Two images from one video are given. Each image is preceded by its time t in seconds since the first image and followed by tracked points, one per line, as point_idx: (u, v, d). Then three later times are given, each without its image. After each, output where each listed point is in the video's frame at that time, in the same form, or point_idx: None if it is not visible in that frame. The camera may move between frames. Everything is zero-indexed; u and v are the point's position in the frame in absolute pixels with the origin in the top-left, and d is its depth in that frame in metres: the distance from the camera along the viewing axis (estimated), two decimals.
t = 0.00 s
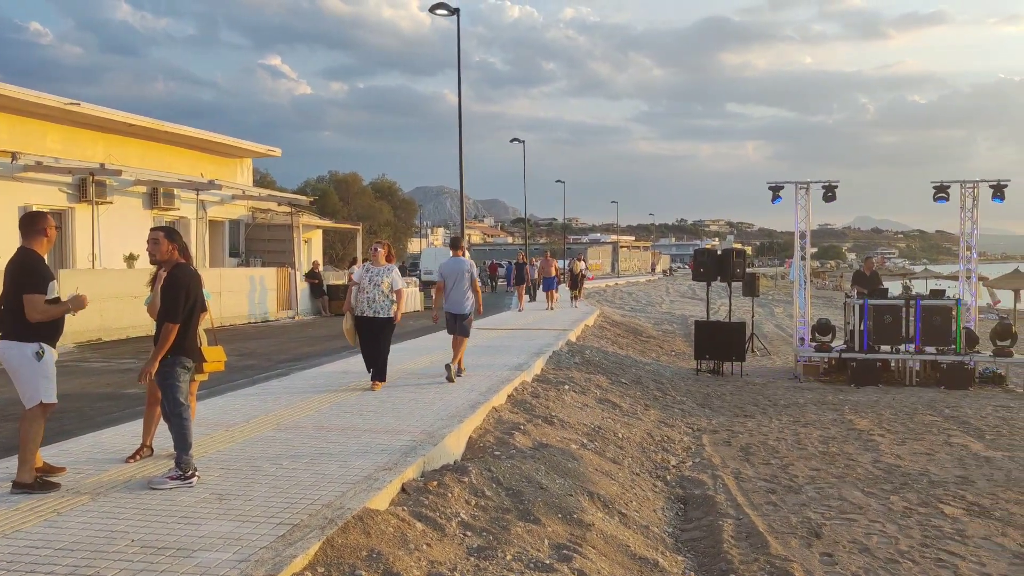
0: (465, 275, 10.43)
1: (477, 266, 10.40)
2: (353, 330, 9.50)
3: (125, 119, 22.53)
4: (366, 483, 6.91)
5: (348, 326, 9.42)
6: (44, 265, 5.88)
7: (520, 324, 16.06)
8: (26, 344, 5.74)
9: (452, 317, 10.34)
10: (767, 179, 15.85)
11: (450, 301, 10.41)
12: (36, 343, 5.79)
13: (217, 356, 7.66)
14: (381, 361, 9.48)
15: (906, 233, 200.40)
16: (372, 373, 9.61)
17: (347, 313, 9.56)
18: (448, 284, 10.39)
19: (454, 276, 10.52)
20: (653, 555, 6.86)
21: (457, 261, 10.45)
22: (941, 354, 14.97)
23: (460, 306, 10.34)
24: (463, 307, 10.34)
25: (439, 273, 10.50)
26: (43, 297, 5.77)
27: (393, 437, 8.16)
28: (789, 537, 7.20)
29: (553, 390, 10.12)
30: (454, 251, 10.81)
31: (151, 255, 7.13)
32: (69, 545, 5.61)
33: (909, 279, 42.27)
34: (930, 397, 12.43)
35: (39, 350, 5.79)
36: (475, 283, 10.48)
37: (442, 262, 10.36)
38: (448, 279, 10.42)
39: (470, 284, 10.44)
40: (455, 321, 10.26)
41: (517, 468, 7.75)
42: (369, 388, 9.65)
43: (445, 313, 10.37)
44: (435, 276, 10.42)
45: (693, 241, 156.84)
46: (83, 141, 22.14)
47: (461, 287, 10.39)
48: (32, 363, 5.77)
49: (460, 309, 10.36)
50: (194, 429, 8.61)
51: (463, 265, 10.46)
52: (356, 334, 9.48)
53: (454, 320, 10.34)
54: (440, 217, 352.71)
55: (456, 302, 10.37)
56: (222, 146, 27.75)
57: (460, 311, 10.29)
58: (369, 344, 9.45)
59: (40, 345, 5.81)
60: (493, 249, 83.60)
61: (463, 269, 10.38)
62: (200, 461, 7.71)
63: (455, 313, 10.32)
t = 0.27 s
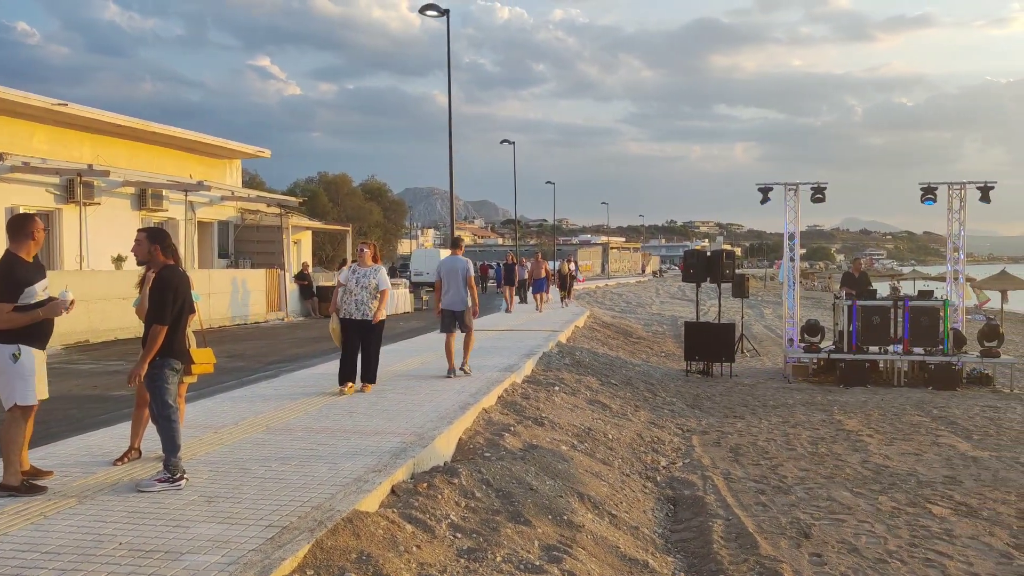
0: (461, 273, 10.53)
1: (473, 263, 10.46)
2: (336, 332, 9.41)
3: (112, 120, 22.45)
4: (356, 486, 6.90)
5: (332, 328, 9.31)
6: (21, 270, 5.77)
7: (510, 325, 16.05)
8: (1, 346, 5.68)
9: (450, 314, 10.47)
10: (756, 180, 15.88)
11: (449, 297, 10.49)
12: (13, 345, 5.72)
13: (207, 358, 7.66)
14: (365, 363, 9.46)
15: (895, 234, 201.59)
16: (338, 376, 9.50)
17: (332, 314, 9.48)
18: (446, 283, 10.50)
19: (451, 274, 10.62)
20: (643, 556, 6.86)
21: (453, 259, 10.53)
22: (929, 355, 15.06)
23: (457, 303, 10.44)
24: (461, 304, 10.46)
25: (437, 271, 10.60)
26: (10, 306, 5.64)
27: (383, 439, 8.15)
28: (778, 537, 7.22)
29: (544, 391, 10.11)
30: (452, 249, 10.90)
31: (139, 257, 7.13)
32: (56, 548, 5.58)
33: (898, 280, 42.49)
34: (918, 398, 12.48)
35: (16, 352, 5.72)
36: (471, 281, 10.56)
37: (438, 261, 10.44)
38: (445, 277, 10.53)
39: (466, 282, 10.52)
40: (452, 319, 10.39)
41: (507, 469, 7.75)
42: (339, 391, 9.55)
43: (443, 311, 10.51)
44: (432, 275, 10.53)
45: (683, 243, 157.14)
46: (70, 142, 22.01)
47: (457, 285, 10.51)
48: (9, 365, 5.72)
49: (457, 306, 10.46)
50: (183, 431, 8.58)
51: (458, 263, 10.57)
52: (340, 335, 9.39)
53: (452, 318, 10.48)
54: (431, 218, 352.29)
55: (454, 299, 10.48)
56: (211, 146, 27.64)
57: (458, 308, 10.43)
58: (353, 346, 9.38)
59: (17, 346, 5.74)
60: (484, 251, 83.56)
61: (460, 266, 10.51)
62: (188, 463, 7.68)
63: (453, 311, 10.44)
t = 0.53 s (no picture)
0: (462, 277, 10.92)
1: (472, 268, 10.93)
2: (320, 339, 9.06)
3: (101, 121, 22.35)
4: (346, 487, 6.88)
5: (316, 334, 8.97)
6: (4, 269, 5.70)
7: (500, 326, 16.03)
8: None
9: (451, 317, 10.84)
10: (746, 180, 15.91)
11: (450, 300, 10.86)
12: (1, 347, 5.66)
13: (195, 360, 7.66)
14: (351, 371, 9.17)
15: (885, 235, 202.59)
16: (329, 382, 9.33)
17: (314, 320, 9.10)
18: (447, 286, 10.92)
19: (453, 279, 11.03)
20: (634, 556, 6.87)
21: (454, 264, 10.96)
22: (918, 355, 15.14)
23: (457, 306, 10.81)
24: (461, 307, 10.83)
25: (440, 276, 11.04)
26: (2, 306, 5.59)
27: (373, 440, 8.15)
28: (768, 537, 7.24)
29: (534, 392, 10.10)
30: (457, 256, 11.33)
31: (128, 259, 7.15)
32: (43, 551, 5.55)
33: (887, 280, 42.72)
34: (907, 397, 12.54)
35: (3, 354, 5.66)
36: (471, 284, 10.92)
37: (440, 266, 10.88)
38: (446, 281, 10.95)
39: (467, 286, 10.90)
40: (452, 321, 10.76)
41: (498, 470, 7.75)
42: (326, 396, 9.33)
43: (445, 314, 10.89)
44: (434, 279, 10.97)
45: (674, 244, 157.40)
46: (58, 143, 21.88)
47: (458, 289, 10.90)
48: None
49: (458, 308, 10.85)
50: (172, 433, 8.53)
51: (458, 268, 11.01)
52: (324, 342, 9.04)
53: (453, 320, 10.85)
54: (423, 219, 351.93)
55: (455, 303, 10.87)
56: (200, 147, 27.52)
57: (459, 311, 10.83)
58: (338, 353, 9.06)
59: (5, 348, 5.68)
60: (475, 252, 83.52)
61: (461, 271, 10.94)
62: (177, 466, 7.65)
63: (453, 313, 10.81)
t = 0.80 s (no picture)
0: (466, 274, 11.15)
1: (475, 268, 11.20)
2: (305, 340, 8.78)
3: (90, 121, 22.24)
4: (338, 488, 6.87)
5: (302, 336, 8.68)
6: None
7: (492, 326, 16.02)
8: None
9: (454, 313, 11.09)
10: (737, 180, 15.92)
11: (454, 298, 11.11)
12: None
13: (183, 362, 7.67)
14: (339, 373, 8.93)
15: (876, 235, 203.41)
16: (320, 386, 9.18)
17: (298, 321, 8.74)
18: (450, 282, 11.15)
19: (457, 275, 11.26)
20: (626, 556, 6.88)
21: (458, 261, 11.15)
22: (908, 354, 15.21)
23: (460, 304, 11.08)
24: (463, 304, 11.09)
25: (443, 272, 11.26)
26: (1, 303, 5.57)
27: (365, 441, 8.14)
28: (759, 537, 7.26)
29: (527, 392, 10.08)
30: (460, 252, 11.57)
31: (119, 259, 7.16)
32: (33, 554, 5.52)
33: (878, 280, 42.85)
34: (898, 397, 12.58)
35: None
36: (475, 282, 11.17)
37: (444, 263, 11.09)
38: (450, 277, 11.17)
39: (470, 284, 11.15)
40: (455, 318, 11.02)
41: (490, 471, 7.75)
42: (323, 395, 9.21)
43: (447, 310, 11.14)
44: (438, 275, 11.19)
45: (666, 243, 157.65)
46: (46, 143, 21.76)
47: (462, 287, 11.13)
48: None
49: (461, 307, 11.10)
50: (162, 434, 8.51)
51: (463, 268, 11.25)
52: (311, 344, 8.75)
53: (455, 316, 11.11)
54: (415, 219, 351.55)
55: (458, 299, 11.12)
56: (191, 147, 27.40)
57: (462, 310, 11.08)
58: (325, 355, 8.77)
59: None
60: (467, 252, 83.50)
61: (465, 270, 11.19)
62: (168, 467, 7.63)
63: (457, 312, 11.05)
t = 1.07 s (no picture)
0: (465, 278, 11.44)
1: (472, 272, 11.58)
2: (293, 344, 8.33)
3: (80, 121, 22.12)
4: (330, 490, 6.86)
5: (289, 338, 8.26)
6: None
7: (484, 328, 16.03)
8: None
9: (454, 316, 11.34)
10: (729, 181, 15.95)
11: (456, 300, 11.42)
12: None
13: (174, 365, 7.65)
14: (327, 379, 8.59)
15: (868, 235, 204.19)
16: (308, 388, 8.92)
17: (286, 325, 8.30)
18: (450, 286, 11.40)
19: (455, 278, 11.52)
20: (618, 557, 6.89)
21: (458, 265, 11.41)
22: (899, 355, 15.28)
23: (460, 306, 11.34)
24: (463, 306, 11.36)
25: (441, 276, 11.49)
26: None
27: (357, 443, 8.14)
28: (752, 537, 7.28)
29: (519, 393, 10.07)
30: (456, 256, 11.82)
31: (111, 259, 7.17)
32: (23, 557, 5.49)
33: (869, 280, 43.03)
34: (889, 398, 12.63)
35: None
36: (474, 285, 11.47)
37: (445, 266, 11.31)
38: (450, 281, 11.41)
39: (470, 287, 11.44)
40: (456, 320, 11.27)
41: (482, 471, 7.76)
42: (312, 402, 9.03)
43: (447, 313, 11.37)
44: (437, 279, 11.40)
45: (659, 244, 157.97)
46: (37, 144, 21.66)
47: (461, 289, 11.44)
48: None
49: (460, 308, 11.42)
50: (153, 435, 8.47)
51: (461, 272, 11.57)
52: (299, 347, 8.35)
53: (455, 318, 11.36)
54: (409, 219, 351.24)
55: (458, 302, 11.38)
56: (182, 147, 27.31)
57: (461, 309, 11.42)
58: (311, 360, 8.39)
59: None
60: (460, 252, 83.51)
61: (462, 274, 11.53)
62: (159, 469, 7.60)
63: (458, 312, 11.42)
